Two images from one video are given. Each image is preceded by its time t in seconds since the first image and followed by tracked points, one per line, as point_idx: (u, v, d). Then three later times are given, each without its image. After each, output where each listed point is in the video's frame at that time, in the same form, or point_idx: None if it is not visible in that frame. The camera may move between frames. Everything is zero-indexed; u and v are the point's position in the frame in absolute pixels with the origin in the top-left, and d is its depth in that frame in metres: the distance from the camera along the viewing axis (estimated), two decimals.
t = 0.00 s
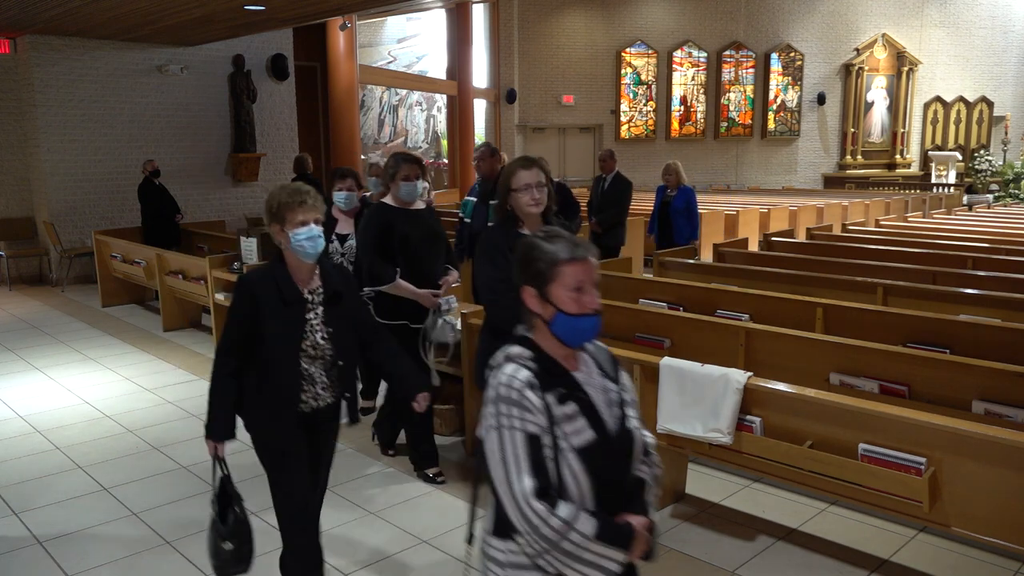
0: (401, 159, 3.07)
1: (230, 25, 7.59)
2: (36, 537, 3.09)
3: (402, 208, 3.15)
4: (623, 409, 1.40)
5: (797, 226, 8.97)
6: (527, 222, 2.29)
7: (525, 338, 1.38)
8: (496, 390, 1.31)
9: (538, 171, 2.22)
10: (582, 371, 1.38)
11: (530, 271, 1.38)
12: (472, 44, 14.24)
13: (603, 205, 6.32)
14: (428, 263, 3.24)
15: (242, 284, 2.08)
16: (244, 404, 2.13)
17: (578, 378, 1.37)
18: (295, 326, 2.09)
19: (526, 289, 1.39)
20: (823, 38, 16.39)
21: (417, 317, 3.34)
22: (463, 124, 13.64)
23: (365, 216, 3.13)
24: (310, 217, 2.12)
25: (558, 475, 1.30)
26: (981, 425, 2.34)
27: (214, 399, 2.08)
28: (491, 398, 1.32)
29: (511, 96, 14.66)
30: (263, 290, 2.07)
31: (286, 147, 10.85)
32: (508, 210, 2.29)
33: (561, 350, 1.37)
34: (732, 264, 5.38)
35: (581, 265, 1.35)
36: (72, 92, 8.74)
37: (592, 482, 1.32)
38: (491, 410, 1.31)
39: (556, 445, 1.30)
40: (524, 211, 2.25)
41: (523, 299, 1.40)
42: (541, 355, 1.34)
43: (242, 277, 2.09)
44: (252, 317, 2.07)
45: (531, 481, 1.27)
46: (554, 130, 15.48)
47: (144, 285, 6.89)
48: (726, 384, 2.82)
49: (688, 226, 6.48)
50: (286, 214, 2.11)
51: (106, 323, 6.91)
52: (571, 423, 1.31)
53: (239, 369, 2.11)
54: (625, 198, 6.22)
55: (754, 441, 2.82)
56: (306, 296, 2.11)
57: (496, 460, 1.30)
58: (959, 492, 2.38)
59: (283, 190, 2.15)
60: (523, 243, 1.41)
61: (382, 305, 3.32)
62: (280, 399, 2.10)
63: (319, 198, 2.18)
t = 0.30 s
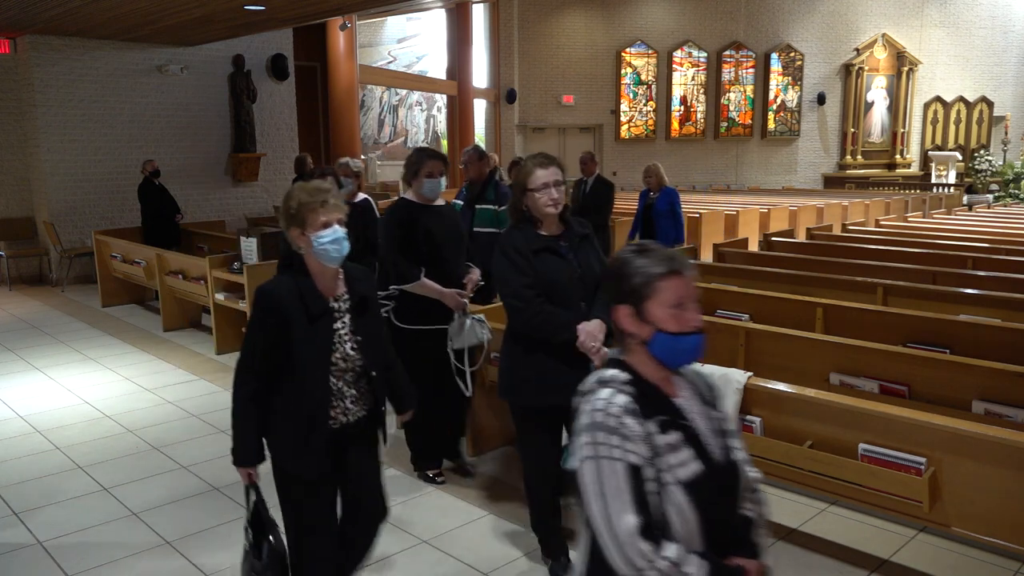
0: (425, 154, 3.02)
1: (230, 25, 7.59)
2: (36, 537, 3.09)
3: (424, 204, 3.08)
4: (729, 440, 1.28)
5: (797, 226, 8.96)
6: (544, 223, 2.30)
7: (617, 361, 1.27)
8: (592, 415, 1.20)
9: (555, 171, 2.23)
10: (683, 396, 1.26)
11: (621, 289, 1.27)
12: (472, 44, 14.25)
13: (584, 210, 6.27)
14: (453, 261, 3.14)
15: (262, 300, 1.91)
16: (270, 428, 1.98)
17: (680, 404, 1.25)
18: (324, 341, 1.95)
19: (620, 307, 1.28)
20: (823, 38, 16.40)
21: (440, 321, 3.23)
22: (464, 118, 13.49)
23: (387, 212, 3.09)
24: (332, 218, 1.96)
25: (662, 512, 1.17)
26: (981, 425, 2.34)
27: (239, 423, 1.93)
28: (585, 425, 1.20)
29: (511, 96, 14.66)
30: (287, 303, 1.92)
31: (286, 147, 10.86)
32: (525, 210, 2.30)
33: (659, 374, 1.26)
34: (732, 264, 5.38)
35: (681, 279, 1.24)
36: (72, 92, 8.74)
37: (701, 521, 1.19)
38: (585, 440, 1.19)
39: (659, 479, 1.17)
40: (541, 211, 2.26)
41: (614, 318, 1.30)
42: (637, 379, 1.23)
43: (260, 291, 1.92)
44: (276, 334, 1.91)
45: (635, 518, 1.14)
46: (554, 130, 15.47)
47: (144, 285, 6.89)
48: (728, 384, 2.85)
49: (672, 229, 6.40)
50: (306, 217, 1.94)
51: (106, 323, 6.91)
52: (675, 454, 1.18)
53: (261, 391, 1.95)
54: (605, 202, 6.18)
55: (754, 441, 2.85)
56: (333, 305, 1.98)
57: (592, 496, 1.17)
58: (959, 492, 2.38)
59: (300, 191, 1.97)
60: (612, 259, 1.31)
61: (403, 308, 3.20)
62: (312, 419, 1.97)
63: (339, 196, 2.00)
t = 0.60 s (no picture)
0: (454, 159, 2.90)
1: (230, 25, 7.59)
2: (36, 537, 3.09)
3: (452, 210, 2.93)
4: (833, 464, 1.22)
5: (797, 226, 8.97)
6: (574, 227, 2.28)
7: (713, 370, 1.23)
8: (684, 433, 1.17)
9: (589, 174, 2.22)
10: (781, 414, 1.23)
11: (721, 293, 1.23)
12: (472, 44, 14.25)
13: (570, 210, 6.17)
14: (482, 271, 3.00)
15: (307, 311, 1.79)
16: (308, 447, 1.85)
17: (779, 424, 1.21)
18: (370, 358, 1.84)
19: (723, 309, 1.23)
20: (823, 38, 16.41)
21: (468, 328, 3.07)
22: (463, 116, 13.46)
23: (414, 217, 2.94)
24: (384, 228, 1.89)
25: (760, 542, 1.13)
26: (981, 424, 2.34)
27: (278, 440, 1.82)
28: (675, 444, 1.18)
29: (511, 96, 14.66)
30: (334, 316, 1.80)
31: (286, 147, 10.86)
32: (556, 214, 2.30)
33: (756, 387, 1.22)
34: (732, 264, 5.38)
35: (789, 287, 1.19)
36: (72, 92, 8.74)
37: (802, 552, 1.14)
38: (677, 458, 1.16)
39: (755, 505, 1.13)
40: (573, 215, 2.25)
41: (715, 324, 1.25)
42: (735, 394, 1.19)
43: (305, 300, 1.80)
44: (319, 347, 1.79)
45: (728, 550, 1.12)
46: (554, 130, 15.46)
47: (145, 285, 6.89)
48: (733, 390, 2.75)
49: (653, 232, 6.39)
50: (358, 225, 1.87)
51: (106, 322, 6.91)
52: (774, 478, 1.14)
53: (300, 408, 1.83)
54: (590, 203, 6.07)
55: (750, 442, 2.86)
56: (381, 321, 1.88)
57: (682, 519, 1.15)
58: (959, 492, 2.38)
59: (354, 198, 1.90)
60: (714, 259, 1.26)
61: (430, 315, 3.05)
62: (353, 441, 1.84)
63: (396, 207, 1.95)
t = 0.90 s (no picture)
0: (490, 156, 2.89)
1: (230, 25, 7.60)
2: (36, 537, 3.09)
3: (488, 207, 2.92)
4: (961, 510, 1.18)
5: (797, 226, 8.96)
6: (630, 229, 2.27)
7: (827, 423, 1.16)
8: (813, 502, 1.10)
9: (649, 173, 2.19)
10: (907, 463, 1.17)
11: (836, 336, 1.16)
12: (472, 44, 14.24)
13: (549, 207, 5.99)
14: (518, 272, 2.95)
15: (369, 312, 1.72)
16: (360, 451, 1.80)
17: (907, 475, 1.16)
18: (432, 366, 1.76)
19: (832, 353, 1.17)
20: (823, 38, 16.22)
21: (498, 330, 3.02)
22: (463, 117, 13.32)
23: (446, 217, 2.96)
24: (454, 226, 1.78)
25: None
26: (980, 424, 2.34)
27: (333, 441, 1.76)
28: (804, 514, 1.10)
29: (511, 96, 14.66)
30: (398, 318, 1.73)
31: (286, 147, 10.86)
32: (612, 216, 2.28)
33: (875, 435, 1.16)
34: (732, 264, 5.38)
35: (911, 328, 1.12)
36: (72, 92, 8.74)
37: None
38: (809, 528, 1.10)
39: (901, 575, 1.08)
40: (629, 215, 2.23)
41: (826, 369, 1.18)
42: (864, 451, 1.12)
43: (368, 299, 1.74)
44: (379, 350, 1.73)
45: None
46: (554, 130, 15.46)
47: (144, 285, 6.89)
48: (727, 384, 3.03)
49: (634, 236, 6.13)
50: (427, 222, 1.77)
51: (106, 322, 6.91)
52: (918, 542, 1.09)
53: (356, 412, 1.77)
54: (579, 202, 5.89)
55: (753, 440, 3.02)
56: (443, 326, 1.78)
57: None
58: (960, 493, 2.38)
59: (428, 190, 1.81)
60: (821, 300, 1.19)
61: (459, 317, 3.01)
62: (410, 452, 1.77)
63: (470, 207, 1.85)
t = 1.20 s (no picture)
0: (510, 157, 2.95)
1: (230, 25, 7.59)
2: (36, 537, 3.09)
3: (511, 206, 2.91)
4: None
5: (797, 226, 8.96)
6: (685, 227, 2.16)
7: (980, 448, 1.04)
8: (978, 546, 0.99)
9: (706, 168, 2.09)
10: None
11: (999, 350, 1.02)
12: (472, 44, 14.25)
13: (542, 208, 5.92)
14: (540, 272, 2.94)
15: (418, 343, 1.62)
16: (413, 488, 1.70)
17: None
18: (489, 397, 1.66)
19: (992, 371, 1.03)
20: (823, 38, 16.40)
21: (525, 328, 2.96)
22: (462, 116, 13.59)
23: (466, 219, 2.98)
24: (503, 243, 1.69)
25: None
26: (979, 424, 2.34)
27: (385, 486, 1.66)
28: (962, 557, 1.00)
29: (511, 96, 14.67)
30: (449, 350, 1.62)
31: (286, 147, 10.86)
32: (669, 212, 2.16)
33: None
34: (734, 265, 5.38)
35: None
36: (72, 92, 8.74)
37: None
38: None
39: None
40: (684, 213, 2.13)
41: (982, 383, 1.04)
42: None
43: (414, 329, 1.63)
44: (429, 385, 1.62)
45: None
46: (554, 130, 15.47)
47: (145, 285, 6.89)
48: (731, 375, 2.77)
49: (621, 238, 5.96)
50: (475, 238, 1.68)
51: (106, 323, 6.91)
52: None
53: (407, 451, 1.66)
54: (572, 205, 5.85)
55: (753, 441, 2.89)
56: (499, 350, 1.66)
57: None
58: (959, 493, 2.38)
59: (475, 205, 1.70)
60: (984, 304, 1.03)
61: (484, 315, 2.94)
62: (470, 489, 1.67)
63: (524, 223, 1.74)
